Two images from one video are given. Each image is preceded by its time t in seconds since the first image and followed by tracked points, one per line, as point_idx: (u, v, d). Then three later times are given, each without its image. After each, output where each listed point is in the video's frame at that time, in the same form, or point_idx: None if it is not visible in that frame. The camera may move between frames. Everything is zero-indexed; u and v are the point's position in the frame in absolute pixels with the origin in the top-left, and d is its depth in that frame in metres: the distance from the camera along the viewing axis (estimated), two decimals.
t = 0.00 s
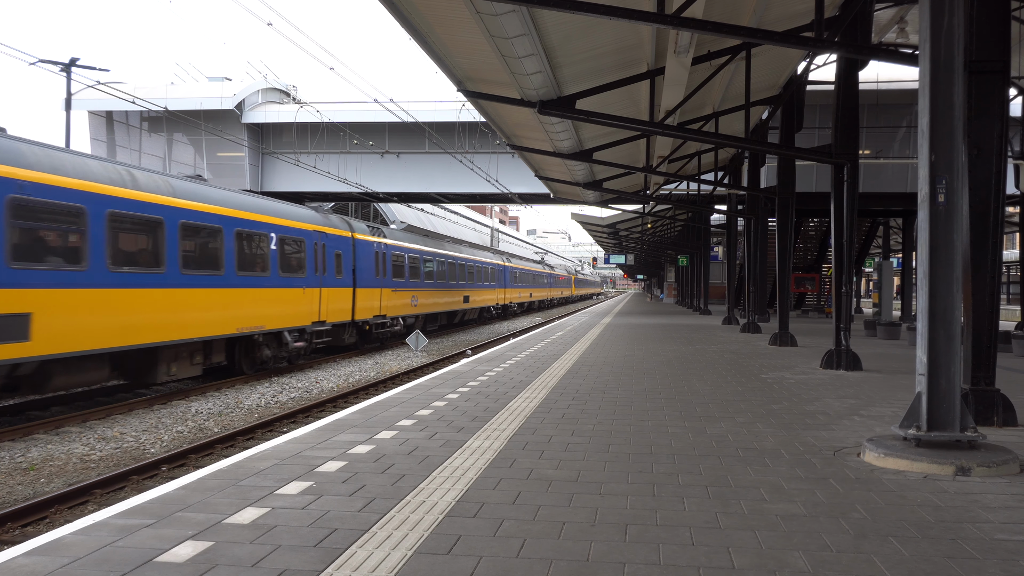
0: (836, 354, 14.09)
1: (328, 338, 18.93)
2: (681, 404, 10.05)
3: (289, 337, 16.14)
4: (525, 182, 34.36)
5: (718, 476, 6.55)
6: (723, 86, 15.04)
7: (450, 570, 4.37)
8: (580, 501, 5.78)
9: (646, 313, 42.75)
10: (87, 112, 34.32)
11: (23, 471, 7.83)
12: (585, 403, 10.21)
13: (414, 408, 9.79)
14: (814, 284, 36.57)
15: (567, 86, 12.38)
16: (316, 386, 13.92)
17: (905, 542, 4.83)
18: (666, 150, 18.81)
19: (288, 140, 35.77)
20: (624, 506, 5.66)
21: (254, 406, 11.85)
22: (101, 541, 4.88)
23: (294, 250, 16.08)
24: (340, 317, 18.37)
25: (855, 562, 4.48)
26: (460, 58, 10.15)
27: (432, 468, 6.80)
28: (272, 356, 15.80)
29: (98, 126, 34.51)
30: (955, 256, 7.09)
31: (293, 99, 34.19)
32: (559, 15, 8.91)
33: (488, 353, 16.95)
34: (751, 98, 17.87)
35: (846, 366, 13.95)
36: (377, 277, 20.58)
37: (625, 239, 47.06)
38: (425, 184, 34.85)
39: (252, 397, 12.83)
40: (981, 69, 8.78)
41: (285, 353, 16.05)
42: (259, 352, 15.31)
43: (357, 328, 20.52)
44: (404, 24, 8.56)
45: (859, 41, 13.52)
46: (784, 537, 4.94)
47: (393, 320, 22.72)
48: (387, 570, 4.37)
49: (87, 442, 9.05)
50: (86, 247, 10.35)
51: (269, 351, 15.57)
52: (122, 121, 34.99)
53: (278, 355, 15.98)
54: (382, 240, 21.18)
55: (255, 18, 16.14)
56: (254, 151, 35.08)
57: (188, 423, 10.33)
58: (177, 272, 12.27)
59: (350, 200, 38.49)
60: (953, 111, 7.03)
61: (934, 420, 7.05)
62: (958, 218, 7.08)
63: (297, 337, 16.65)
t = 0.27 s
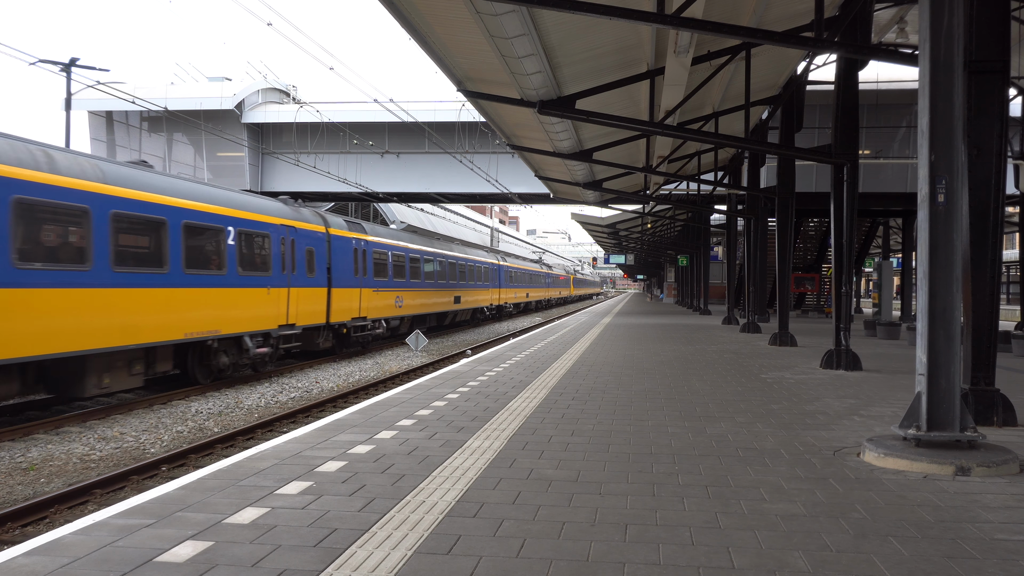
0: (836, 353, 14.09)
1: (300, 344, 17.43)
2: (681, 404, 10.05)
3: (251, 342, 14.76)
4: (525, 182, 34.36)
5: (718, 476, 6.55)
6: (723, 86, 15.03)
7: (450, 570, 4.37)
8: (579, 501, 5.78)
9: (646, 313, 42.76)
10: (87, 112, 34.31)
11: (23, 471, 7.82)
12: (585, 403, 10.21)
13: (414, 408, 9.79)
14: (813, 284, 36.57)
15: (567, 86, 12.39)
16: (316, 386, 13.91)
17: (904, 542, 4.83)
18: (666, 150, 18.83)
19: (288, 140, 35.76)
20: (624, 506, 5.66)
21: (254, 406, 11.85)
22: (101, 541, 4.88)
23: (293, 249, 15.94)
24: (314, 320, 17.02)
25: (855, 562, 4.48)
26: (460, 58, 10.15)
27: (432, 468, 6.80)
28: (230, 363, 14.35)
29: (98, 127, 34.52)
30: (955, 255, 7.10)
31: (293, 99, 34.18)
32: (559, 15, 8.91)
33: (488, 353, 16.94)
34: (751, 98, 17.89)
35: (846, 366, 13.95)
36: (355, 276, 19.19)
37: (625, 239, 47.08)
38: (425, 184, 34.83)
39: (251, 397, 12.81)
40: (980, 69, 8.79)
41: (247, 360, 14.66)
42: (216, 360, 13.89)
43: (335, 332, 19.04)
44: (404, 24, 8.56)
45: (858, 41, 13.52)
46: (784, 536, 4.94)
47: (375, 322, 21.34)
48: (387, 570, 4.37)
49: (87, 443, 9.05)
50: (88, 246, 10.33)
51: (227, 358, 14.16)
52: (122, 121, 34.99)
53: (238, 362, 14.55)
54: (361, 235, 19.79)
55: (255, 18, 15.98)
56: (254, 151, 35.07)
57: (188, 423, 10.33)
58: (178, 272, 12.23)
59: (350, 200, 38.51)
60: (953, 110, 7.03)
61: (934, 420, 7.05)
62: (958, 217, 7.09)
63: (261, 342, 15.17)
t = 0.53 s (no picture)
0: (836, 353, 14.09)
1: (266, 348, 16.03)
2: (681, 404, 10.05)
3: (202, 349, 13.15)
4: (525, 182, 34.36)
5: (718, 476, 6.55)
6: (722, 85, 15.01)
7: (450, 570, 4.37)
8: (579, 501, 5.78)
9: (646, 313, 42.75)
10: (87, 112, 34.30)
11: (23, 470, 7.82)
12: (585, 403, 10.20)
13: (414, 408, 9.79)
14: (813, 284, 36.57)
15: (567, 86, 12.39)
16: (315, 386, 13.90)
17: (904, 542, 4.83)
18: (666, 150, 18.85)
19: (288, 140, 35.74)
20: (624, 506, 5.66)
21: (254, 406, 11.86)
22: (100, 541, 4.88)
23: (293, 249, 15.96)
24: (280, 323, 15.56)
25: (855, 562, 4.48)
26: (460, 58, 10.15)
27: (431, 468, 6.80)
28: (178, 373, 12.79)
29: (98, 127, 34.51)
30: (955, 255, 7.10)
31: (293, 98, 34.17)
32: (559, 15, 8.92)
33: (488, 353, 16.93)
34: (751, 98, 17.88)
35: (846, 366, 13.95)
36: (329, 275, 17.68)
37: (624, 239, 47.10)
38: (424, 184, 34.82)
39: (251, 397, 12.80)
40: (980, 69, 8.78)
41: (198, 368, 13.09)
42: (160, 369, 12.32)
43: (306, 336, 17.48)
44: (404, 25, 8.57)
45: (858, 41, 13.52)
46: (784, 536, 4.93)
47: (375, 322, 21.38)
48: (387, 570, 4.37)
49: (87, 442, 9.05)
50: (90, 246, 10.34)
51: (174, 367, 12.58)
52: (122, 121, 34.97)
53: (187, 371, 12.95)
54: (338, 232, 18.43)
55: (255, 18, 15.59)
56: (254, 151, 35.06)
57: (188, 423, 10.33)
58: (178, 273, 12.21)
59: (351, 200, 38.53)
60: (953, 111, 7.03)
61: (934, 420, 7.05)
62: (958, 217, 7.09)
63: (214, 349, 13.56)
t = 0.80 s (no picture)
0: (836, 353, 14.09)
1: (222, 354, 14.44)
2: (681, 404, 10.05)
3: (138, 358, 11.41)
4: (525, 182, 34.35)
5: (718, 475, 6.55)
6: (722, 85, 14.99)
7: (450, 570, 4.37)
8: (580, 501, 5.78)
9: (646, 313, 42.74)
10: (87, 112, 34.30)
11: (23, 470, 7.82)
12: (585, 403, 10.20)
13: (413, 408, 9.78)
14: (813, 284, 36.57)
15: (567, 86, 12.38)
16: (315, 386, 13.87)
17: (904, 542, 4.83)
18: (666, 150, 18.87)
19: (288, 140, 35.74)
20: (625, 506, 5.66)
21: (254, 406, 11.85)
22: (100, 541, 4.87)
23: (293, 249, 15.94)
24: (236, 327, 13.91)
25: (855, 561, 4.48)
26: (460, 58, 10.14)
27: (431, 468, 6.80)
28: (108, 385, 11.08)
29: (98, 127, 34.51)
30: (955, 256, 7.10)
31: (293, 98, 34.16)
32: (560, 15, 8.91)
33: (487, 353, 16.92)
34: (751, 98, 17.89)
35: (846, 366, 13.95)
36: (298, 274, 16.12)
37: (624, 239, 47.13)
38: (424, 184, 34.81)
39: (250, 397, 12.78)
40: (980, 69, 8.78)
41: (132, 381, 11.34)
42: (86, 383, 10.60)
43: (271, 340, 15.88)
44: (404, 24, 8.57)
45: (858, 41, 13.52)
46: (783, 536, 4.94)
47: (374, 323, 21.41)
48: (387, 570, 4.37)
49: (87, 442, 9.05)
50: (92, 246, 10.28)
51: (102, 379, 10.85)
52: (122, 121, 34.97)
53: (120, 383, 11.23)
54: (337, 231, 18.42)
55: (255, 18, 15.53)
56: (254, 150, 35.05)
57: (188, 423, 10.33)
58: (178, 272, 12.16)
59: (351, 199, 38.54)
60: (953, 111, 7.03)
61: (934, 420, 7.05)
62: (958, 217, 7.08)
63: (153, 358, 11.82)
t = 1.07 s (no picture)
0: (836, 353, 14.09)
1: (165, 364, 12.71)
2: (682, 404, 10.04)
3: (48, 371, 9.63)
4: (525, 182, 34.35)
5: (718, 475, 6.55)
6: (722, 85, 14.98)
7: (450, 570, 4.37)
8: (580, 501, 5.78)
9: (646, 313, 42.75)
10: (88, 112, 34.34)
11: (23, 471, 7.82)
12: (585, 403, 10.19)
13: (414, 408, 9.78)
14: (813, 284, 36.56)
15: (567, 86, 12.38)
16: (314, 386, 13.86)
17: (904, 542, 4.83)
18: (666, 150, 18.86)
19: (288, 140, 35.75)
20: (625, 506, 5.66)
21: (254, 406, 11.85)
22: (101, 541, 4.88)
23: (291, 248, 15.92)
24: (180, 332, 12.22)
25: (855, 561, 4.48)
26: (460, 58, 10.14)
27: (431, 468, 6.80)
28: (12, 403, 9.30)
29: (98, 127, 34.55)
30: (955, 256, 7.10)
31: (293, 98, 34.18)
32: (560, 15, 8.91)
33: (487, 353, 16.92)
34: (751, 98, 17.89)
35: (846, 366, 13.95)
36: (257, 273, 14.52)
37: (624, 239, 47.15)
38: (424, 184, 34.81)
39: (249, 398, 12.74)
40: (980, 69, 8.78)
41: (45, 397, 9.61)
42: None
43: (227, 346, 14.21)
44: (404, 25, 8.58)
45: (858, 41, 13.52)
46: (783, 536, 4.94)
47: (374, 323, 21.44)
48: (387, 570, 4.37)
49: (87, 442, 9.05)
50: (90, 245, 10.21)
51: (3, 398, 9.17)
52: (122, 122, 35.00)
53: (28, 401, 9.43)
54: (336, 232, 18.43)
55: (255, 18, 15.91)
56: (254, 150, 35.07)
57: (188, 423, 10.33)
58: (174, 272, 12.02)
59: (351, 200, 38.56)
60: (953, 111, 7.03)
61: (934, 420, 7.05)
62: (957, 217, 7.09)
63: (69, 371, 10.04)
